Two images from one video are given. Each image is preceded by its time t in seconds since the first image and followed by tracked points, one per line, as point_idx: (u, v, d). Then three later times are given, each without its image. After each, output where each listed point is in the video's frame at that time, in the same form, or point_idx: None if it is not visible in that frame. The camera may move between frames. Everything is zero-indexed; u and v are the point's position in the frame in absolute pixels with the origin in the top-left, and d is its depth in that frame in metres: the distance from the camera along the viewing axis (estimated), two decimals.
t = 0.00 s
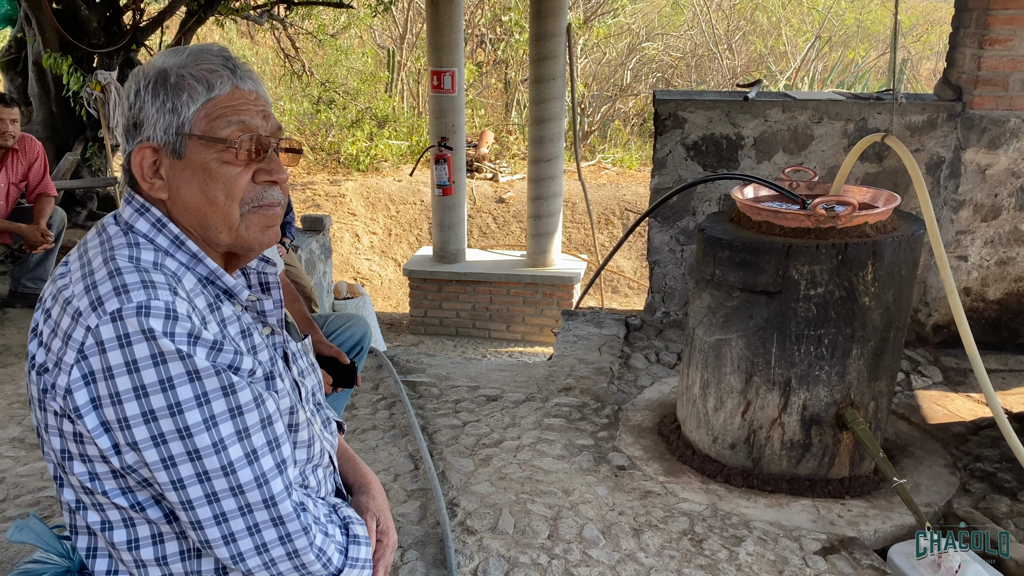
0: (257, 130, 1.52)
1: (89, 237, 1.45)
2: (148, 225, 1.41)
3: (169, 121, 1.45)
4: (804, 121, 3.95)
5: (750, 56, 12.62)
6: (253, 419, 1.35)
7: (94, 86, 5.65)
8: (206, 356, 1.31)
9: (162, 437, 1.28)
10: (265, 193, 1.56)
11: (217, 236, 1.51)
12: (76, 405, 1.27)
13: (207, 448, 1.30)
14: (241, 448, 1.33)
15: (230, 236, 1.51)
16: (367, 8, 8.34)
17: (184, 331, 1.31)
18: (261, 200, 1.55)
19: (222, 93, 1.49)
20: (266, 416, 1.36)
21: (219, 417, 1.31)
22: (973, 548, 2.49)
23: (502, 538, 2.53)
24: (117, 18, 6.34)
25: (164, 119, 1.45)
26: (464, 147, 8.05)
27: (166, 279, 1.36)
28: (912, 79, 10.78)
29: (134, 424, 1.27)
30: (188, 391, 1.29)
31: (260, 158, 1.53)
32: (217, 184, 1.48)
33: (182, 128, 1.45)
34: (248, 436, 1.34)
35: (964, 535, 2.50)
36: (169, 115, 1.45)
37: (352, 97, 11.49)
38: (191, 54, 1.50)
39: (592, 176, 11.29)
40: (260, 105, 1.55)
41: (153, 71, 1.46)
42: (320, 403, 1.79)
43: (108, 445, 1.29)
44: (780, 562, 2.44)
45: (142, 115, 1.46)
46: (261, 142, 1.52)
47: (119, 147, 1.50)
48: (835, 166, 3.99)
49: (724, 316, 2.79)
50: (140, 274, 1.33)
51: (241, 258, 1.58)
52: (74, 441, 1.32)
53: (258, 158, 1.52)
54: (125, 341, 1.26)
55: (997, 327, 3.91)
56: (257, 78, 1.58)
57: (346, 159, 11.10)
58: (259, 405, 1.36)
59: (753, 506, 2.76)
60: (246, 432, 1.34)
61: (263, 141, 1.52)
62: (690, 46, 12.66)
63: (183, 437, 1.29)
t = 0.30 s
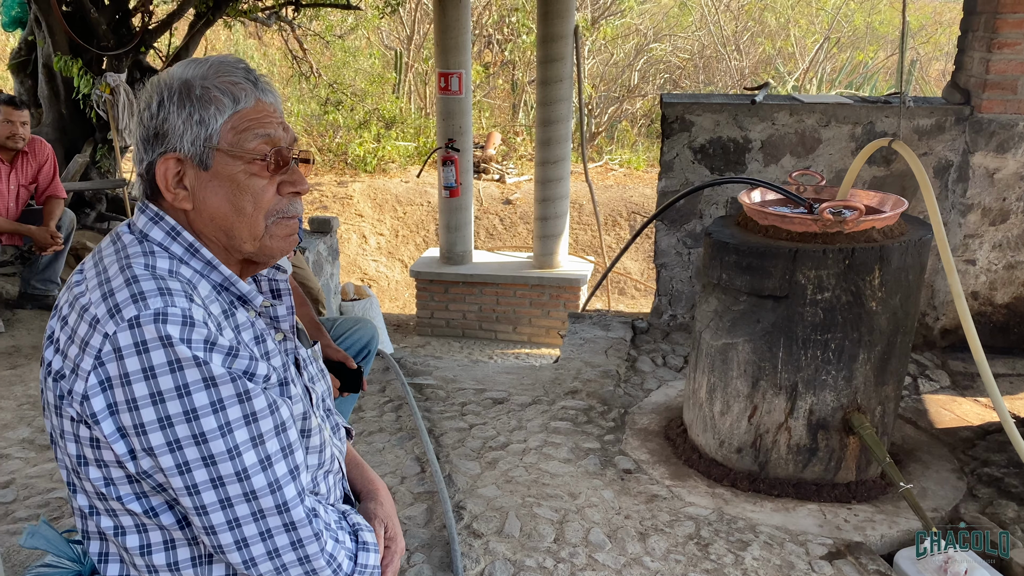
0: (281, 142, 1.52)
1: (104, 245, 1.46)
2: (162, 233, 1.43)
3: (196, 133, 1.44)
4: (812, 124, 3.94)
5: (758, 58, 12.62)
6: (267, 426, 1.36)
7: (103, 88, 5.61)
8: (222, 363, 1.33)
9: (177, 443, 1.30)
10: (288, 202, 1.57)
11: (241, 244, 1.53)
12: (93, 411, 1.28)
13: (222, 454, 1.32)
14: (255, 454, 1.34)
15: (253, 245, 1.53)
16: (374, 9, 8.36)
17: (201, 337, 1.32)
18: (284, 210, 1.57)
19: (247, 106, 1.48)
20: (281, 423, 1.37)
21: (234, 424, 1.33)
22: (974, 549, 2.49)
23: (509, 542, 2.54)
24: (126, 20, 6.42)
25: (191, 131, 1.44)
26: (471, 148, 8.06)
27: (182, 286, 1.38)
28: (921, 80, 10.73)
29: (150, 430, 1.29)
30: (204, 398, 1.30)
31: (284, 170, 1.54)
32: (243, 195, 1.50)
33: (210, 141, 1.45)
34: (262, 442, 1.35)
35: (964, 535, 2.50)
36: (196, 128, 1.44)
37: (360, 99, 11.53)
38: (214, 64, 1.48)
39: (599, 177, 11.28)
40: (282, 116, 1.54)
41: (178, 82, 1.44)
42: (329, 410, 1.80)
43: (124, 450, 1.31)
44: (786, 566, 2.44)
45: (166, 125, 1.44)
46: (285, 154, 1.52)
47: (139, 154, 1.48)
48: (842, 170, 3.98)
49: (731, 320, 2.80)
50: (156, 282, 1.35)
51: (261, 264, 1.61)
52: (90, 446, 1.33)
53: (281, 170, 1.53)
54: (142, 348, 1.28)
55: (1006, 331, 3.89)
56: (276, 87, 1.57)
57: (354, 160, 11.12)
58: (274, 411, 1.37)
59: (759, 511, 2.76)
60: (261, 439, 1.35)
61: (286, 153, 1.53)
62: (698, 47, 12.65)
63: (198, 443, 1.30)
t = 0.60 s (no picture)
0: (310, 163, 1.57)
1: (113, 254, 1.48)
2: (170, 242, 1.44)
3: (243, 151, 1.44)
4: (819, 127, 3.94)
5: (766, 59, 12.60)
6: (274, 432, 1.37)
7: (112, 91, 5.66)
8: (229, 370, 1.34)
9: (185, 450, 1.31)
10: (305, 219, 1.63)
11: (265, 259, 1.56)
12: (103, 418, 1.30)
13: (229, 460, 1.33)
14: (263, 460, 1.36)
15: (277, 259, 1.58)
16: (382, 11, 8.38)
17: (209, 344, 1.34)
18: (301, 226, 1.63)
19: (287, 126, 1.50)
20: (287, 429, 1.38)
21: (242, 431, 1.34)
22: (975, 548, 2.50)
23: (514, 545, 2.55)
24: (135, 23, 6.46)
25: (240, 150, 1.44)
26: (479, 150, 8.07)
27: (190, 294, 1.39)
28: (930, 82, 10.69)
29: (159, 437, 1.30)
30: (211, 405, 1.32)
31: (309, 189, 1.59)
32: (281, 213, 1.53)
33: (256, 161, 1.46)
34: (270, 448, 1.36)
35: (964, 535, 2.51)
36: (245, 147, 1.44)
37: (367, 100, 11.57)
38: (250, 80, 1.47)
39: (606, 178, 11.29)
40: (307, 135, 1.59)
41: (224, 99, 1.43)
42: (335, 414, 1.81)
43: (133, 457, 1.33)
44: (791, 571, 2.45)
45: (211, 141, 1.42)
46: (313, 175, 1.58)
47: (169, 164, 1.43)
48: (849, 173, 3.98)
49: (737, 324, 2.80)
50: (164, 290, 1.37)
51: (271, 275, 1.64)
52: (100, 453, 1.35)
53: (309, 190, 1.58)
54: (151, 356, 1.29)
55: (1013, 335, 3.88)
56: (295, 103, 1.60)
57: (361, 161, 11.16)
58: (280, 417, 1.39)
59: (764, 515, 2.76)
60: (268, 445, 1.36)
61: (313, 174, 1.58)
62: (706, 48, 12.65)
63: (206, 449, 1.32)
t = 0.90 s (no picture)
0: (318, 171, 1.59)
1: (122, 259, 1.50)
2: (178, 247, 1.46)
3: (254, 160, 1.46)
4: (824, 129, 3.95)
5: (772, 60, 12.60)
6: (280, 436, 1.39)
7: (121, 91, 5.72)
8: (236, 375, 1.36)
9: (192, 453, 1.33)
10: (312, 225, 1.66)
11: (274, 265, 1.58)
12: (111, 421, 1.32)
13: (235, 463, 1.35)
14: (268, 463, 1.37)
15: (286, 266, 1.60)
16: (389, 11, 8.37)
17: (215, 349, 1.36)
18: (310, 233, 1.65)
19: (296, 135, 1.53)
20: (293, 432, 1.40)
21: (248, 434, 1.36)
22: (974, 548, 2.54)
23: (519, 546, 2.56)
24: (143, 24, 6.56)
25: (251, 159, 1.46)
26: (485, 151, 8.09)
27: (197, 300, 1.41)
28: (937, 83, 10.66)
29: (166, 440, 1.32)
30: (218, 408, 1.33)
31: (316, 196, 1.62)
32: (290, 221, 1.55)
33: (267, 170, 1.48)
34: (275, 452, 1.38)
35: (964, 535, 2.55)
36: (256, 156, 1.46)
37: (374, 101, 11.60)
38: (260, 89, 1.49)
39: (612, 179, 11.28)
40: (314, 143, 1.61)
41: (235, 108, 1.44)
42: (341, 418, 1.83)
43: (141, 459, 1.34)
44: (796, 573, 2.45)
45: (222, 149, 1.43)
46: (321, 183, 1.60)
47: (181, 170, 1.44)
48: (855, 175, 3.98)
49: (742, 326, 2.80)
50: (172, 296, 1.38)
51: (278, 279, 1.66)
52: (108, 455, 1.37)
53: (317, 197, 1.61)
54: (158, 360, 1.31)
55: (1019, 337, 3.87)
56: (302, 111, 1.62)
57: (367, 162, 11.19)
58: (286, 421, 1.40)
59: (769, 517, 2.77)
60: (274, 449, 1.38)
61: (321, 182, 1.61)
62: (712, 48, 12.63)
63: (212, 452, 1.34)
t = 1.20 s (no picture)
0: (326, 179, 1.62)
1: (128, 267, 1.52)
2: (183, 254, 1.48)
3: (268, 168, 1.48)
4: (830, 132, 3.95)
5: (778, 60, 12.59)
6: (284, 442, 1.40)
7: (128, 93, 5.72)
8: (240, 382, 1.37)
9: (197, 459, 1.34)
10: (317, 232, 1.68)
11: (282, 271, 1.60)
12: (117, 428, 1.33)
13: (240, 469, 1.36)
14: (273, 470, 1.39)
15: (293, 273, 1.62)
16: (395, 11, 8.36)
17: (220, 356, 1.37)
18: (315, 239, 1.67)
19: (307, 143, 1.55)
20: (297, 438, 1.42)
21: (252, 441, 1.37)
22: (974, 548, 2.59)
23: (524, 548, 2.58)
24: (150, 26, 6.55)
25: (266, 166, 1.48)
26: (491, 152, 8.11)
27: (202, 307, 1.43)
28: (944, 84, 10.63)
29: (171, 447, 1.34)
30: (223, 415, 1.35)
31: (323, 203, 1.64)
32: (300, 227, 1.57)
33: (280, 177, 1.50)
34: (280, 458, 1.40)
35: (964, 535, 2.60)
36: (270, 163, 1.48)
37: (380, 102, 11.64)
38: (272, 97, 1.51)
39: (617, 180, 11.29)
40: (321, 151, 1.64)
41: (249, 116, 1.46)
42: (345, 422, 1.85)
43: (147, 465, 1.36)
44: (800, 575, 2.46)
45: (238, 156, 1.45)
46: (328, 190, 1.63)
47: (195, 177, 1.45)
48: (861, 178, 3.98)
49: (747, 329, 2.81)
50: (177, 303, 1.40)
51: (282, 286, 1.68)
52: (115, 461, 1.39)
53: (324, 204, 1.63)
54: (163, 368, 1.33)
55: None
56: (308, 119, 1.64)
57: (373, 162, 11.21)
58: (290, 428, 1.42)
59: (774, 519, 2.78)
60: (278, 455, 1.40)
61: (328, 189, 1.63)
62: (718, 49, 12.63)
63: (217, 458, 1.35)
